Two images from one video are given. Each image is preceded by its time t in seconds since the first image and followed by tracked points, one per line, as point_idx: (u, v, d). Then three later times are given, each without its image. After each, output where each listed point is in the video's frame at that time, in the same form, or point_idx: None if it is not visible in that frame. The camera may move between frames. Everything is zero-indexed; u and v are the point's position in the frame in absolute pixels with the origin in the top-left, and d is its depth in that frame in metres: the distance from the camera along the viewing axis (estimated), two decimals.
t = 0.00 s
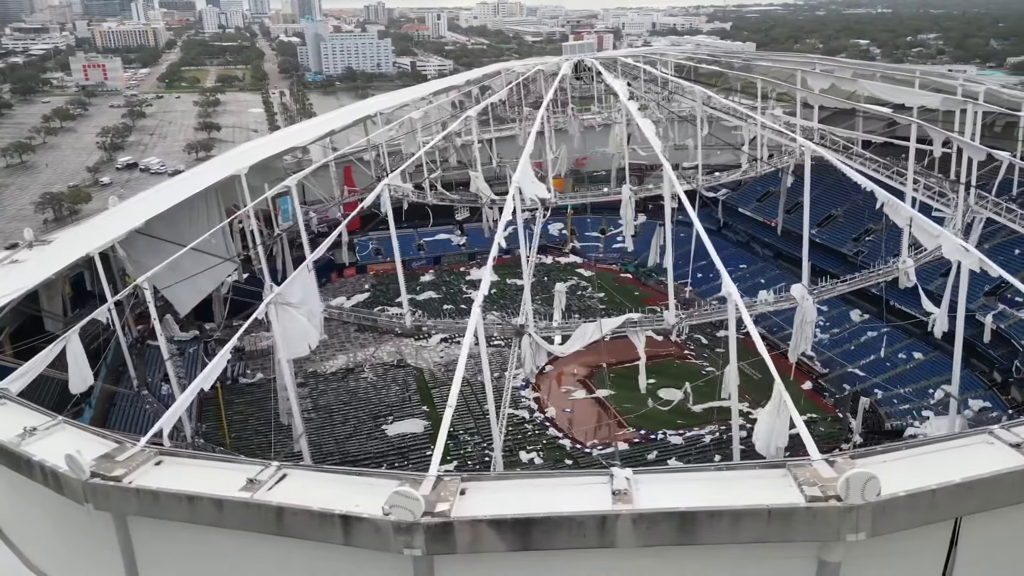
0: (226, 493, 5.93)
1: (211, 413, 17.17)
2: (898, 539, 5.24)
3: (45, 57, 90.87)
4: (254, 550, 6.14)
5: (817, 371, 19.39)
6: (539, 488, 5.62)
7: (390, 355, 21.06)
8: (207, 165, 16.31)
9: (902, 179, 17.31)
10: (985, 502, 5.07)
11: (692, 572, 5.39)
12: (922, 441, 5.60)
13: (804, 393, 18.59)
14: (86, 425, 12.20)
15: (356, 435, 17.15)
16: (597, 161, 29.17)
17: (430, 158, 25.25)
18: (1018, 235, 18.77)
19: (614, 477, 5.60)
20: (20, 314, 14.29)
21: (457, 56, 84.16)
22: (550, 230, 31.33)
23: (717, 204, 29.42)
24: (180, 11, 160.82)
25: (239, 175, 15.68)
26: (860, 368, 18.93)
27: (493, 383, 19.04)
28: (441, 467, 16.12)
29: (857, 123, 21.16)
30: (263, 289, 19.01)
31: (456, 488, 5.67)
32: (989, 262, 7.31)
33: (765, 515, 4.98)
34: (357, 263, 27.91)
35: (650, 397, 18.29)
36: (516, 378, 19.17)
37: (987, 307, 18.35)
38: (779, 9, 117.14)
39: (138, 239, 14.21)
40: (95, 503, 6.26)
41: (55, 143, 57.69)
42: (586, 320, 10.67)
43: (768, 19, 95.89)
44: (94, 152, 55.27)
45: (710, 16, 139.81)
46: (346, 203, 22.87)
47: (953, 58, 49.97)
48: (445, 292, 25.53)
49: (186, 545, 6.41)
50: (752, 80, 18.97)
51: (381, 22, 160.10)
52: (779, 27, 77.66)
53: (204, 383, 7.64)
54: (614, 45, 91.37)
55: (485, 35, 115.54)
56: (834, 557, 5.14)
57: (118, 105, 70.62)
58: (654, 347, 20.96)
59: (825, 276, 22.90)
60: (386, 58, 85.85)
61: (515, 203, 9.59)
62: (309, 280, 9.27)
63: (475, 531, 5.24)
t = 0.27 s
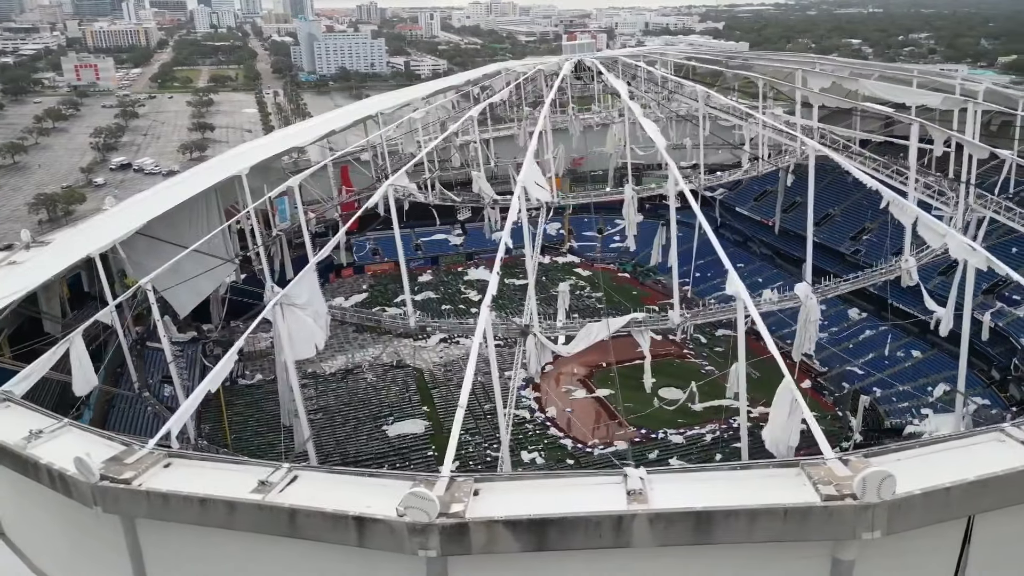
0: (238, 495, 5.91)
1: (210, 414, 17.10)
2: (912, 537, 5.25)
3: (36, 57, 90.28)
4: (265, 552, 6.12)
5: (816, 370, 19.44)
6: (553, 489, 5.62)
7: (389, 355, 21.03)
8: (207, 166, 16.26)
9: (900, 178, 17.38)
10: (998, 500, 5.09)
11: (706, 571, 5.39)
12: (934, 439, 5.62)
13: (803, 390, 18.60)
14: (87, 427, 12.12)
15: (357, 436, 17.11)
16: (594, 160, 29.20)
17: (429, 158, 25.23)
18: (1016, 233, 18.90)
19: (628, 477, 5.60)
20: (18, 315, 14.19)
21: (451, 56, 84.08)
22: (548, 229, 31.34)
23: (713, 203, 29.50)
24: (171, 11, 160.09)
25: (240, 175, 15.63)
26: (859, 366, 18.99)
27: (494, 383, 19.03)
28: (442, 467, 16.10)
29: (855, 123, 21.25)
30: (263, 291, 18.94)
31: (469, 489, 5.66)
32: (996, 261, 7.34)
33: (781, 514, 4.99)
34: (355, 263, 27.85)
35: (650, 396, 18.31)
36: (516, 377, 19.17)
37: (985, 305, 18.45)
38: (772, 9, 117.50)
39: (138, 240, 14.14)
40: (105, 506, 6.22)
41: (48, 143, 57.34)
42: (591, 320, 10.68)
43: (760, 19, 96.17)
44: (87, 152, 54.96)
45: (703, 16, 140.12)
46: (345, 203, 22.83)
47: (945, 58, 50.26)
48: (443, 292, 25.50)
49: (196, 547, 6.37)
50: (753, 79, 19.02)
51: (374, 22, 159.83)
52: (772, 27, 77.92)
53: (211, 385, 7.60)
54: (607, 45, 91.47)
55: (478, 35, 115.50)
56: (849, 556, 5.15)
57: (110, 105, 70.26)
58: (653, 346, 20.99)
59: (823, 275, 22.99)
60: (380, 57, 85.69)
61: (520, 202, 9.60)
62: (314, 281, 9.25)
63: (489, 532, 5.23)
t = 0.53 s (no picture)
0: (250, 497, 5.88)
1: (209, 416, 17.03)
2: (926, 536, 5.27)
3: (26, 57, 89.67)
4: (277, 555, 6.09)
5: (815, 369, 19.48)
6: (567, 490, 5.61)
7: (387, 356, 20.98)
8: (206, 166, 16.22)
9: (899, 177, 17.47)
10: (1012, 498, 5.12)
11: (721, 571, 5.40)
12: (946, 438, 5.64)
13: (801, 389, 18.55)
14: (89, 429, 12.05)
15: (357, 437, 17.06)
16: (591, 160, 29.23)
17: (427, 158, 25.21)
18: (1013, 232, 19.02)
19: (642, 477, 5.60)
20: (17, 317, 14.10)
21: (444, 56, 84.00)
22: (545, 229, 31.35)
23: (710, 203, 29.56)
24: (163, 11, 159.35)
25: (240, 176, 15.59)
26: (857, 365, 19.06)
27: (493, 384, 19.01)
28: (443, 468, 16.09)
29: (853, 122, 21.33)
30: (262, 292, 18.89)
31: (483, 490, 5.64)
32: (1003, 260, 7.37)
33: (797, 513, 4.99)
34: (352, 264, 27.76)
35: (650, 396, 18.34)
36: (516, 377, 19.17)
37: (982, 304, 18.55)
38: (764, 9, 117.85)
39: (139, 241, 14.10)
40: (114, 509, 6.17)
41: (39, 144, 56.96)
42: (595, 320, 10.66)
43: (752, 19, 96.46)
44: (79, 153, 54.62)
45: (695, 16, 140.47)
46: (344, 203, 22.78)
47: (936, 57, 50.54)
48: (441, 292, 25.47)
49: (206, 550, 6.33)
50: (755, 79, 19.04)
51: (366, 22, 159.51)
52: (763, 27, 78.16)
53: (219, 387, 7.55)
54: (600, 44, 91.56)
55: (471, 35, 115.45)
56: (863, 555, 5.16)
57: (102, 106, 69.85)
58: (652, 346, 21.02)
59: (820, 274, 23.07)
60: (373, 57, 85.50)
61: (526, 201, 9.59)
62: (319, 281, 9.22)
63: (505, 533, 5.22)
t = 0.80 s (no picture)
0: (262, 499, 5.86)
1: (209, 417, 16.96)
2: (939, 534, 5.29)
3: (17, 57, 89.07)
4: (289, 557, 6.07)
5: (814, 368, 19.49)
6: (581, 490, 5.60)
7: (386, 356, 20.94)
8: (206, 167, 16.19)
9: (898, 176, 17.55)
10: None
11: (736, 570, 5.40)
12: (958, 436, 5.66)
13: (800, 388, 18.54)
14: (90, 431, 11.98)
15: (357, 438, 17.03)
16: (588, 159, 29.28)
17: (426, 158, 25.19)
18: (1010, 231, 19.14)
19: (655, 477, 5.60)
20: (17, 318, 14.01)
21: (438, 56, 83.96)
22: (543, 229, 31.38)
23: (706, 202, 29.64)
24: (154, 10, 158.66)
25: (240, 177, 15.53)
26: (856, 363, 19.13)
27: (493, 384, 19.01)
28: (444, 468, 16.08)
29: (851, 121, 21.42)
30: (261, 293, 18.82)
31: (497, 491, 5.64)
32: (1008, 259, 7.39)
33: (813, 513, 5.00)
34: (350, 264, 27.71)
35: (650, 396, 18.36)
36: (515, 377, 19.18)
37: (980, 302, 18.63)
38: (756, 9, 118.26)
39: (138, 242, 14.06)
40: (124, 512, 6.13)
41: (31, 144, 56.60)
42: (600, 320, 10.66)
43: (744, 19, 96.83)
44: (71, 154, 54.30)
45: (687, 16, 140.87)
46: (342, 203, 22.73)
47: (927, 57, 50.88)
48: (439, 293, 25.45)
49: (216, 553, 6.30)
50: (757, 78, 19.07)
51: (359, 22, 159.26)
52: (755, 27, 78.46)
53: (226, 389, 7.51)
54: (593, 44, 91.72)
55: (463, 35, 115.46)
56: (878, 554, 5.17)
57: (95, 106, 69.49)
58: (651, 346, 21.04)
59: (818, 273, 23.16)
60: (367, 57, 85.38)
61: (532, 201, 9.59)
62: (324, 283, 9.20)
63: (521, 534, 5.21)
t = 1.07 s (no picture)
0: (275, 502, 5.83)
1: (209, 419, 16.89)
2: (953, 533, 5.31)
3: (8, 57, 88.48)
4: (301, 559, 6.04)
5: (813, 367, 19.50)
6: (595, 490, 5.60)
7: (386, 357, 20.89)
8: (206, 167, 16.16)
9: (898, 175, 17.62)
10: None
11: (751, 571, 5.41)
12: (971, 435, 5.68)
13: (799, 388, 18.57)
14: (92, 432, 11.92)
15: (358, 438, 16.99)
16: (585, 159, 29.32)
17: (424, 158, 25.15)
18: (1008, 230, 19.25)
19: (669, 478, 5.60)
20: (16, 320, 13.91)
21: (433, 56, 83.88)
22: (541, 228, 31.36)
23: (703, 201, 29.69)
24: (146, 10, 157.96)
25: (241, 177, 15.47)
26: (855, 361, 19.20)
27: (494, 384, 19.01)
28: (446, 469, 16.06)
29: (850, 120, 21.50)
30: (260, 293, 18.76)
31: (512, 491, 5.63)
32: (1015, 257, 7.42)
33: (829, 512, 5.01)
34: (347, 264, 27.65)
35: (650, 395, 18.39)
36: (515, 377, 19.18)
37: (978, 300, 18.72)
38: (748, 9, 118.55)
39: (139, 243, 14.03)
40: (135, 515, 6.10)
41: (24, 144, 56.27)
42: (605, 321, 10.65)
43: (738, 19, 97.05)
44: (65, 154, 53.99)
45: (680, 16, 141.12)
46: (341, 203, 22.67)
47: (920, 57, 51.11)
48: (437, 293, 25.42)
49: (228, 556, 6.27)
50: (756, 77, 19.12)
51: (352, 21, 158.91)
52: (748, 27, 78.65)
53: (234, 391, 7.48)
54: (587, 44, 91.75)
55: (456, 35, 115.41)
56: (892, 553, 5.19)
57: (87, 106, 69.11)
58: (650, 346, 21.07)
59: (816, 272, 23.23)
60: (361, 57, 85.20)
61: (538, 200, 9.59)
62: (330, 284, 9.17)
63: (537, 535, 5.20)
